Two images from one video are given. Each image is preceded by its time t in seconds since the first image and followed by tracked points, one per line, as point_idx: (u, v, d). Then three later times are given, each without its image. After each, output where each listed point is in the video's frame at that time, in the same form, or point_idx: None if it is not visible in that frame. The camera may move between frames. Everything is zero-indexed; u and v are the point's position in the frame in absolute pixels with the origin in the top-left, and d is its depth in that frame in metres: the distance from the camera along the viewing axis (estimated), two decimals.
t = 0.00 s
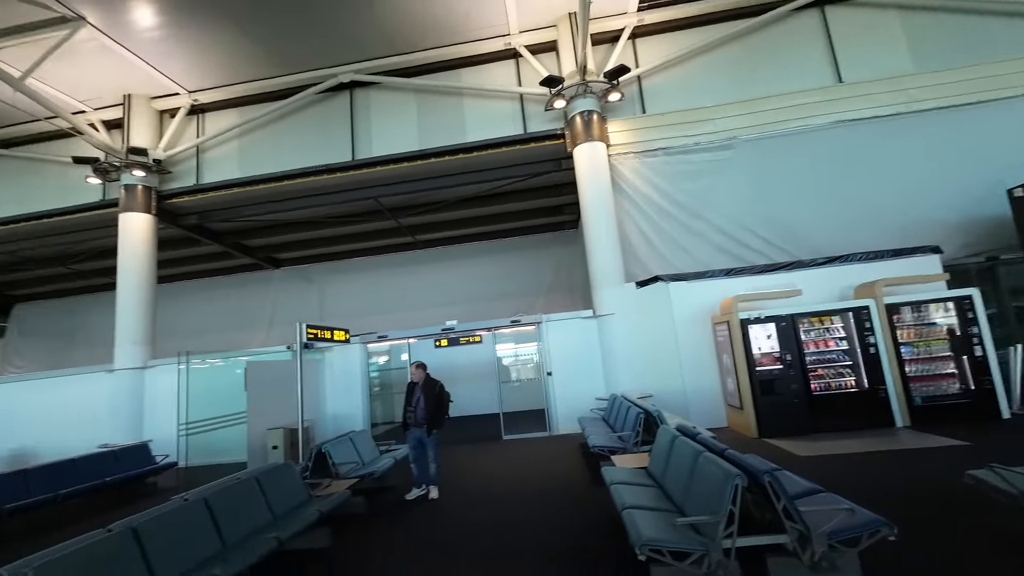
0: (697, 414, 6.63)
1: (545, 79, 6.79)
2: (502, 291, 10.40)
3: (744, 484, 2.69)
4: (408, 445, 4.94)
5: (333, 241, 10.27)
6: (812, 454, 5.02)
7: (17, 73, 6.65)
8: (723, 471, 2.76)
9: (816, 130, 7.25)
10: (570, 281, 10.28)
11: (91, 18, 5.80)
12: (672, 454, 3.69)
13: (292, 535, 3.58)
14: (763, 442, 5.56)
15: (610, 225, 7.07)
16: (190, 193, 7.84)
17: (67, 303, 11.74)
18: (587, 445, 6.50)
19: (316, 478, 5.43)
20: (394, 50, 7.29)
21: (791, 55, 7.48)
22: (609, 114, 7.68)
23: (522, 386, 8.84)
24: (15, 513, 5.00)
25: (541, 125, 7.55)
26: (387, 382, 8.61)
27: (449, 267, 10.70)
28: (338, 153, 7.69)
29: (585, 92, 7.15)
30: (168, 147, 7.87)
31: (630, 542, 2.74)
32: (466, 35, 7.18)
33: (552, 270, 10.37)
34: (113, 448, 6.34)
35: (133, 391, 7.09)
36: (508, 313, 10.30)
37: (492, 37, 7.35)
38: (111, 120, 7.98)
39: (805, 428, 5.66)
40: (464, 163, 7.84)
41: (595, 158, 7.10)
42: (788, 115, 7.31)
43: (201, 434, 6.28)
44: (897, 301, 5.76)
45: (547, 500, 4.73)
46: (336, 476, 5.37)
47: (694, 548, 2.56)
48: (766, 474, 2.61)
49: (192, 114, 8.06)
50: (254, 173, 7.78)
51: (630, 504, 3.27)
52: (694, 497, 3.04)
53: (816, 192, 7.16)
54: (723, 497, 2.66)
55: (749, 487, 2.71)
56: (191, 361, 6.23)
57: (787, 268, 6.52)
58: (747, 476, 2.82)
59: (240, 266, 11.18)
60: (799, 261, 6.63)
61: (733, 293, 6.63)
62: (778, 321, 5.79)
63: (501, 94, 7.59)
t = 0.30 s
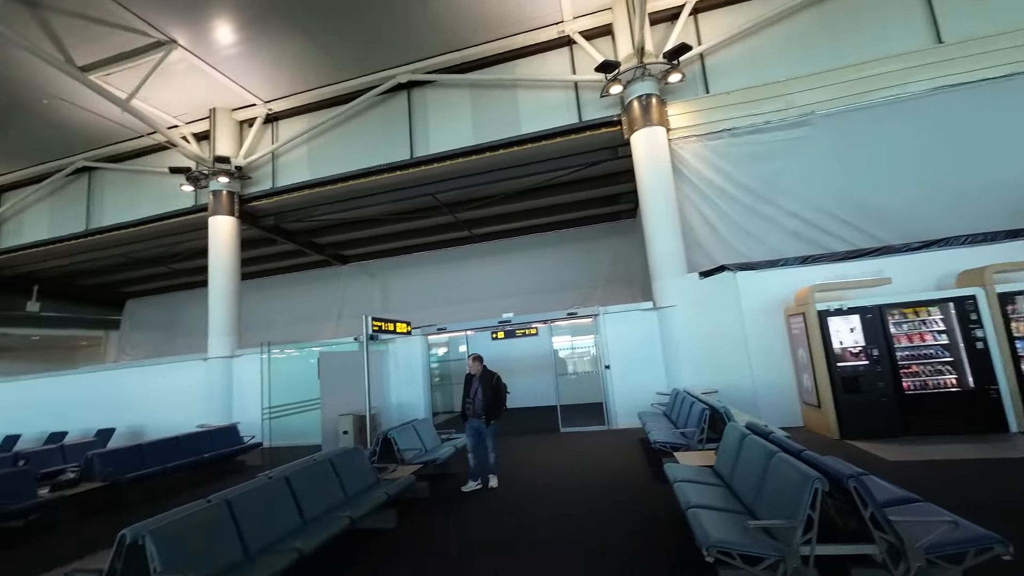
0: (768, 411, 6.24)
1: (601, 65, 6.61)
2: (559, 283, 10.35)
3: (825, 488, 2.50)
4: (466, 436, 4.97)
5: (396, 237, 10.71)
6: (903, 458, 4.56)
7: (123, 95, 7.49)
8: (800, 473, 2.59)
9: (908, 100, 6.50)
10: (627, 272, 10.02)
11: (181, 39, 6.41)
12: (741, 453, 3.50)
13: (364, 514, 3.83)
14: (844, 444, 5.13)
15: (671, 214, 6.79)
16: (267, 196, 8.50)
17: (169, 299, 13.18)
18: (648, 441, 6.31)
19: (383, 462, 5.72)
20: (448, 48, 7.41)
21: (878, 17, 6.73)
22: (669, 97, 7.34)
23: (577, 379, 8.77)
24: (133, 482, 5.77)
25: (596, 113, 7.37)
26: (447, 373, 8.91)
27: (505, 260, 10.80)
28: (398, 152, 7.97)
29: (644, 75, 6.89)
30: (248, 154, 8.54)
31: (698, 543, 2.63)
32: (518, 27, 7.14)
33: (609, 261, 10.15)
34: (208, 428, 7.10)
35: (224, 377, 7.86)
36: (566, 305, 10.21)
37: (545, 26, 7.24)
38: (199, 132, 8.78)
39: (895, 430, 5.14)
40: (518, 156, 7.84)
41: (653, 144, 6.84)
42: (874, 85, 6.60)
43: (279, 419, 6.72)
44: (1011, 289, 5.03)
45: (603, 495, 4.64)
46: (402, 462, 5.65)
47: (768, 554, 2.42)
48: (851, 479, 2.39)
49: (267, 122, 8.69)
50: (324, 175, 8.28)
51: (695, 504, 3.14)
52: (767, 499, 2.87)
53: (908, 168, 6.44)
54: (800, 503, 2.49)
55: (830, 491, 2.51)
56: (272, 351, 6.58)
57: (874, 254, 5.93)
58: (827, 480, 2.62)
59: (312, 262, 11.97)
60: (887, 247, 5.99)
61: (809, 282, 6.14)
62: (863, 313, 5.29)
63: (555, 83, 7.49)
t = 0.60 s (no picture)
0: (847, 410, 5.76)
1: (657, 46, 6.31)
2: (616, 274, 10.12)
3: (919, 496, 2.25)
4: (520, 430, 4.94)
5: (453, 232, 10.97)
6: (1013, 465, 4.03)
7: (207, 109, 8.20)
8: (889, 478, 2.35)
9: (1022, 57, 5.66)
10: (687, 262, 9.61)
11: (253, 54, 6.91)
12: (819, 455, 3.25)
13: (426, 500, 3.97)
14: (938, 447, 4.62)
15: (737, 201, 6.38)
16: (332, 197, 8.99)
17: (250, 295, 14.36)
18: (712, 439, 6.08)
19: (443, 451, 5.91)
20: (499, 41, 7.41)
21: None
22: (732, 74, 6.88)
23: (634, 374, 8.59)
24: (224, 461, 6.41)
25: (653, 96, 7.06)
26: (503, 365, 8.79)
27: (560, 252, 10.72)
28: (452, 149, 8.12)
29: (705, 52, 6.51)
30: (315, 158, 9.07)
31: (768, 547, 2.49)
32: (569, 13, 6.98)
33: (669, 251, 9.78)
34: (285, 414, 7.71)
35: (298, 367, 8.45)
36: (624, 297, 9.98)
37: (597, 10, 7.02)
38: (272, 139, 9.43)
39: (1005, 434, 4.54)
40: (572, 146, 7.71)
41: (716, 125, 6.45)
42: (978, 42, 5.80)
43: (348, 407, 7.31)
44: None
45: (660, 493, 4.51)
46: (461, 451, 5.80)
47: (850, 563, 2.23)
48: (951, 487, 2.15)
49: (331, 127, 9.18)
50: (384, 174, 8.62)
51: (766, 505, 2.96)
52: (849, 504, 2.65)
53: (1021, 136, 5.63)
54: (889, 510, 2.26)
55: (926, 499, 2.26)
56: (339, 344, 6.96)
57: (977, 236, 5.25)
58: (921, 487, 2.36)
59: (374, 259, 12.55)
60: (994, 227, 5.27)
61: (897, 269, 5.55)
62: (964, 302, 4.70)
63: (609, 69, 7.26)
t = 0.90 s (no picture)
0: (937, 410, 5.22)
1: (713, 23, 5.95)
2: (672, 266, 9.77)
3: None
4: (566, 426, 4.78)
5: (504, 226, 11.07)
6: None
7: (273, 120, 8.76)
8: (989, 487, 2.12)
9: None
10: (748, 251, 9.08)
11: (312, 64, 7.30)
12: (903, 459, 2.96)
13: (481, 490, 4.05)
14: None
15: (805, 184, 5.96)
16: (387, 197, 9.34)
17: (315, 293, 15.27)
18: (778, 438, 5.76)
19: (496, 443, 6.00)
20: (545, 33, 7.33)
21: None
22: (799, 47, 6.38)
23: (691, 368, 8.45)
24: (296, 447, 6.90)
25: (709, 77, 6.68)
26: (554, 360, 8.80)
27: (612, 244, 10.50)
28: (500, 144, 8.17)
29: (767, 26, 6.08)
30: (370, 160, 9.46)
31: (844, 556, 2.33)
32: None
33: (728, 240, 9.29)
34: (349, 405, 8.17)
35: (359, 360, 8.90)
36: (681, 289, 9.60)
37: None
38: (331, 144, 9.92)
39: None
40: (622, 136, 7.48)
41: (780, 104, 6.03)
42: None
43: (406, 399, 7.03)
44: None
45: (717, 492, 4.34)
46: (514, 444, 5.87)
47: None
48: None
49: (384, 129, 9.53)
50: (437, 172, 8.84)
51: (839, 511, 2.75)
52: (938, 513, 2.41)
53: None
54: (989, 522, 2.02)
55: None
56: (397, 337, 6.79)
57: None
58: None
59: (428, 256, 12.92)
60: None
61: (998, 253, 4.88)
62: None
63: (661, 52, 6.95)
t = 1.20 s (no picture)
0: None
1: None
2: (726, 258, 9.35)
3: None
4: (615, 423, 4.72)
5: (550, 221, 11.01)
6: None
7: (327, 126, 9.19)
8: None
9: None
10: (811, 239, 8.52)
11: (361, 70, 7.59)
12: (995, 466, 2.68)
13: (531, 484, 4.08)
14: None
15: (877, 166, 5.48)
16: (434, 196, 9.56)
17: (368, 291, 15.93)
18: (847, 440, 5.39)
19: (545, 438, 6.01)
20: (588, 23, 7.19)
21: None
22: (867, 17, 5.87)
23: (748, 364, 8.11)
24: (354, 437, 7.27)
25: (765, 57, 6.28)
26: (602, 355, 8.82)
27: (661, 236, 10.19)
28: (544, 139, 8.12)
29: None
30: (418, 161, 9.72)
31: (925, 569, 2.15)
32: None
33: (789, 228, 8.75)
34: (401, 398, 8.49)
35: (410, 355, 9.19)
36: (737, 282, 9.18)
37: None
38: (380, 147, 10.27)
39: None
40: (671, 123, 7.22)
41: (847, 79, 5.58)
42: None
43: (455, 393, 7.61)
44: None
45: (773, 493, 4.14)
46: (563, 439, 5.85)
47: None
48: None
49: (430, 130, 9.75)
50: (482, 169, 8.93)
51: (918, 520, 2.53)
52: None
53: None
54: None
55: None
56: (446, 333, 7.37)
57: None
58: None
59: (474, 253, 13.12)
60: None
61: None
62: None
63: (712, 33, 6.61)
